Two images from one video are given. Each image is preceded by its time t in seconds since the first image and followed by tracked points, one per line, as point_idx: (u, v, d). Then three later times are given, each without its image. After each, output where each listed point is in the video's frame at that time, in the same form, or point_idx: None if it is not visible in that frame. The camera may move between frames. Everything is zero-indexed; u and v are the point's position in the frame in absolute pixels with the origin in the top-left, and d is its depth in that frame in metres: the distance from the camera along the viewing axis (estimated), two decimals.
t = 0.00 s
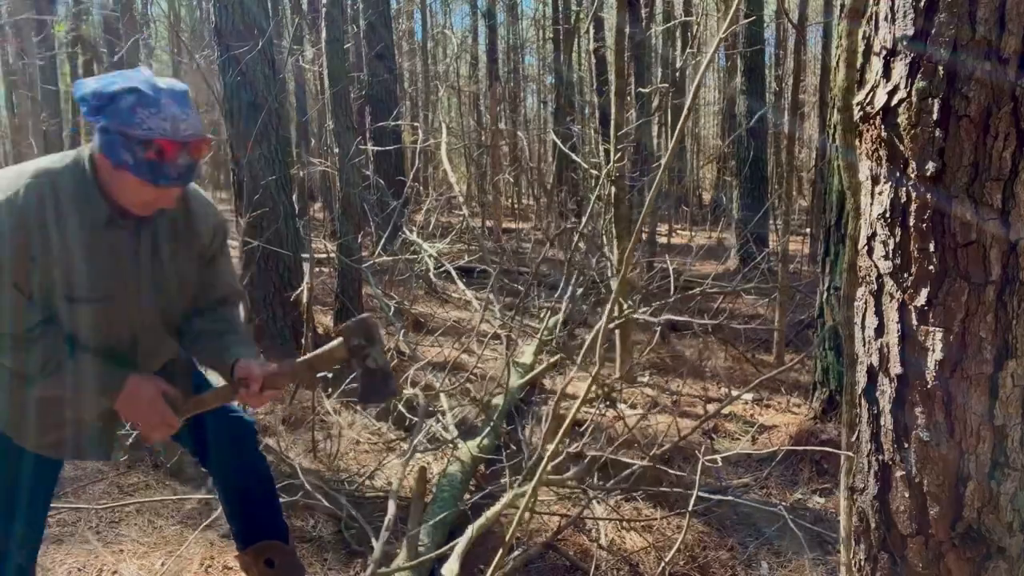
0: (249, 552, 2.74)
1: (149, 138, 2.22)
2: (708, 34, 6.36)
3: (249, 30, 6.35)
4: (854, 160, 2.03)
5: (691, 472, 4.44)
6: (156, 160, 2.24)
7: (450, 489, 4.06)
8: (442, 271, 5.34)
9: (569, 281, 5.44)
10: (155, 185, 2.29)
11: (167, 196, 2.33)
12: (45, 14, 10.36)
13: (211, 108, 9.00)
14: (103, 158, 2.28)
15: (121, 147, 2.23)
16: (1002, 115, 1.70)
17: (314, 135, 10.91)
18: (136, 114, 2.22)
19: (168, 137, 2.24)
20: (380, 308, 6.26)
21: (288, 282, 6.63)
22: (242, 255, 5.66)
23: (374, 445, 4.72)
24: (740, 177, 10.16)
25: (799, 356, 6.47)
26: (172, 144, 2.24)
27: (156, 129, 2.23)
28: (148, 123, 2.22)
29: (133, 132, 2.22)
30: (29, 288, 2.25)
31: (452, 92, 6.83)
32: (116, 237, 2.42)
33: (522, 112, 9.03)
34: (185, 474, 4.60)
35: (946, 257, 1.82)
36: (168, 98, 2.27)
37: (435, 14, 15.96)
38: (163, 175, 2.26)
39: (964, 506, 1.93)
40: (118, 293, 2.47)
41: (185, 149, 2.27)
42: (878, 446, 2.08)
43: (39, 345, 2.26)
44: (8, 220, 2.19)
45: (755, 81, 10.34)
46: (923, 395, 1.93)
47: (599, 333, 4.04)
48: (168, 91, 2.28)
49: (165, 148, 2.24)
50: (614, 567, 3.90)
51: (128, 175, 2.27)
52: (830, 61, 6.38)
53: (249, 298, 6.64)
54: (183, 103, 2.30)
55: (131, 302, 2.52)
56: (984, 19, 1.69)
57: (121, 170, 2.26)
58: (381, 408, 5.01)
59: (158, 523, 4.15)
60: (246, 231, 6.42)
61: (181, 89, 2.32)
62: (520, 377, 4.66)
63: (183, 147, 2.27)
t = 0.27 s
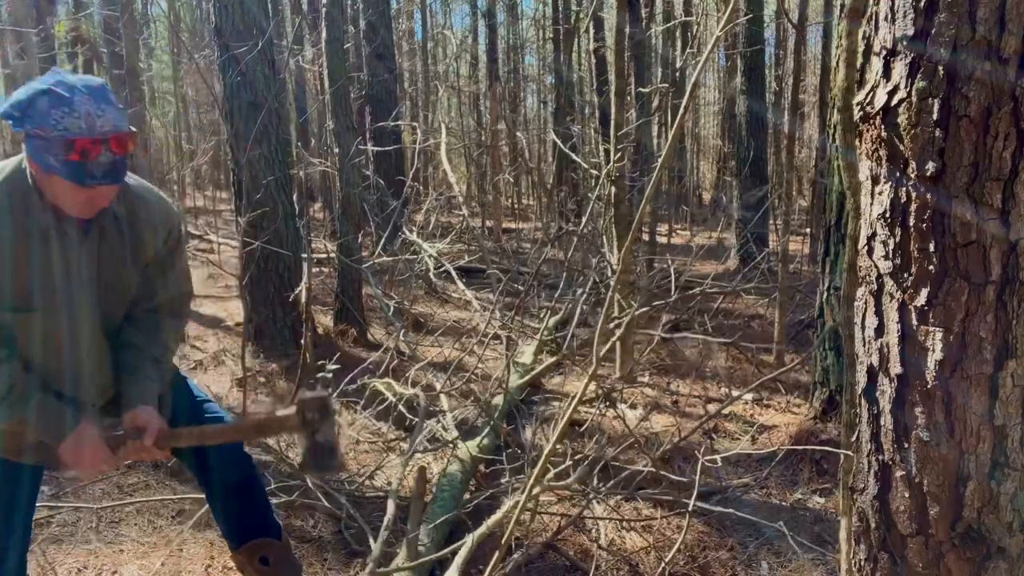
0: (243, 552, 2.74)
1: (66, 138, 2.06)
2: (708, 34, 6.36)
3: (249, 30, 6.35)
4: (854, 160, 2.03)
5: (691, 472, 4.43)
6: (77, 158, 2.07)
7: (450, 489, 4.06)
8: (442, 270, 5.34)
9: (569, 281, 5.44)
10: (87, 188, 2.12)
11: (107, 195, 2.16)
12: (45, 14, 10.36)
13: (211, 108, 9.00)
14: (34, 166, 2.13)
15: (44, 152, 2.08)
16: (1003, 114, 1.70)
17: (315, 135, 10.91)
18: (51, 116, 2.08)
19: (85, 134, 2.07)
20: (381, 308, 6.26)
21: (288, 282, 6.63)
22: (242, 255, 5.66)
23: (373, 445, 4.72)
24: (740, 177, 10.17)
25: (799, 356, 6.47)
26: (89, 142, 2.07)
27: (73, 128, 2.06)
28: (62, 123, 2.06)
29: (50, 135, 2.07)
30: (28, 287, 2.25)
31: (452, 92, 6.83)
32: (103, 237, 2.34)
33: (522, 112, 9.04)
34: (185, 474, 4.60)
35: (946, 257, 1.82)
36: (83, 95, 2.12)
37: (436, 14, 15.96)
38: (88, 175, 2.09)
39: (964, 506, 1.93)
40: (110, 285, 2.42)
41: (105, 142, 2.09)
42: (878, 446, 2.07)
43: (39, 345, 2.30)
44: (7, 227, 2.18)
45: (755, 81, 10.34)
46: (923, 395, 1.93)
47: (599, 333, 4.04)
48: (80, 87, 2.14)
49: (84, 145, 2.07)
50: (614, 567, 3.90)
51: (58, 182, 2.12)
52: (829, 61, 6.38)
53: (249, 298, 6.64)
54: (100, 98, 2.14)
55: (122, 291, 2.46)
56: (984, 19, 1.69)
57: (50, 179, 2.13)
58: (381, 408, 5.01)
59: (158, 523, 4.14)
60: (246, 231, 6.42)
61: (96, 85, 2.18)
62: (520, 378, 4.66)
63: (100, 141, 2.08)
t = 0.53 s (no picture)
0: (243, 547, 2.71)
1: (19, 137, 2.00)
2: (708, 34, 6.36)
3: (249, 30, 6.35)
4: (854, 160, 2.03)
5: (692, 472, 4.43)
6: (34, 157, 2.03)
7: (450, 488, 4.06)
8: (442, 271, 5.34)
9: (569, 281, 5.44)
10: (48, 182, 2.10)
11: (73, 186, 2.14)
12: (46, 14, 10.37)
13: (211, 108, 9.00)
14: None
15: None
16: (1003, 114, 1.70)
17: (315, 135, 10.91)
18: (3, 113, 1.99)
19: (37, 133, 2.01)
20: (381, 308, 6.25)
21: (288, 282, 6.63)
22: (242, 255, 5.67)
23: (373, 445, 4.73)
24: (740, 177, 10.17)
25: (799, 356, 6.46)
26: (42, 141, 2.02)
27: (27, 126, 2.00)
28: (15, 119, 1.99)
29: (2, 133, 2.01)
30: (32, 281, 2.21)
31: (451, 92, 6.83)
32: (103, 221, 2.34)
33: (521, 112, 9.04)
34: (185, 475, 4.60)
35: (946, 257, 1.82)
36: (37, 88, 2.00)
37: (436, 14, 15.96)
38: (46, 172, 2.07)
39: (964, 506, 1.93)
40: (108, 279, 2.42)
41: (59, 140, 2.04)
42: (878, 446, 2.07)
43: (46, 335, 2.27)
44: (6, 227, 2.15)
45: (755, 81, 10.34)
46: (923, 395, 1.93)
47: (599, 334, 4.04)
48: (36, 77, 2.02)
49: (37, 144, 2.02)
50: (614, 567, 3.90)
51: (17, 176, 2.08)
52: (830, 61, 6.38)
53: (249, 298, 6.64)
54: (55, 91, 2.02)
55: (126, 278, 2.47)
56: (984, 19, 1.69)
57: (10, 173, 2.09)
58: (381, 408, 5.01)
59: (158, 523, 4.14)
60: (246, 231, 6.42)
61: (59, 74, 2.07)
62: (520, 378, 4.66)
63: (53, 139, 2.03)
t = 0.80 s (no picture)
0: (246, 543, 2.70)
1: (46, 287, 2.01)
2: (708, 35, 6.36)
3: (249, 30, 6.36)
4: (854, 160, 2.03)
5: (692, 473, 4.44)
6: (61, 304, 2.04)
7: (450, 489, 4.06)
8: (442, 271, 5.34)
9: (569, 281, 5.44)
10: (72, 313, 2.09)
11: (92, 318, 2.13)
12: (46, 14, 10.37)
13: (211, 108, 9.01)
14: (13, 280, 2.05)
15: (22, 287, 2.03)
16: (1003, 115, 1.70)
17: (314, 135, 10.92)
18: (32, 265, 2.00)
19: (66, 287, 2.03)
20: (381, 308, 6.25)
21: (288, 282, 6.63)
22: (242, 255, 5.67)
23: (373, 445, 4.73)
24: (740, 177, 10.17)
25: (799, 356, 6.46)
26: (70, 294, 2.03)
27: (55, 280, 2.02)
28: (46, 273, 2.01)
29: (29, 281, 2.01)
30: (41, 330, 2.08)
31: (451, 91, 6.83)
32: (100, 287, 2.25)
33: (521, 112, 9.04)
34: (185, 475, 4.59)
35: (946, 257, 1.82)
36: (66, 242, 2.04)
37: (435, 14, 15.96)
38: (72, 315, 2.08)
39: (964, 506, 1.93)
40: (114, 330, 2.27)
41: (86, 291, 2.07)
42: (878, 446, 2.07)
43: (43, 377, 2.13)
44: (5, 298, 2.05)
45: (754, 80, 10.35)
46: (923, 395, 1.93)
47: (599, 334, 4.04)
48: (70, 224, 2.07)
49: (64, 297, 2.03)
50: (614, 567, 3.91)
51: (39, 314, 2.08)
52: (829, 61, 6.39)
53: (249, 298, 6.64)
54: (86, 243, 2.08)
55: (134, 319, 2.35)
56: (984, 19, 1.69)
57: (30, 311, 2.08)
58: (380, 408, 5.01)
59: (158, 523, 4.15)
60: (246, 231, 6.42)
61: (94, 221, 2.13)
62: (520, 378, 4.66)
63: (80, 292, 2.05)
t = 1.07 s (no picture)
0: (246, 553, 2.75)
1: (59, 334, 2.09)
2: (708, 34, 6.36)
3: (249, 30, 6.36)
4: (854, 160, 2.03)
5: (692, 472, 4.44)
6: (73, 349, 2.10)
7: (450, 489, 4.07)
8: (442, 270, 5.34)
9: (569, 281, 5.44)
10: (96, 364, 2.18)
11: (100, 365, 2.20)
12: (46, 14, 10.37)
13: (211, 108, 9.01)
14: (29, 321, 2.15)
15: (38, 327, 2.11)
16: (1003, 115, 1.70)
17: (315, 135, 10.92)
18: (46, 310, 2.08)
19: (75, 332, 2.09)
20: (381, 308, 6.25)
21: (289, 282, 6.63)
22: (242, 255, 5.66)
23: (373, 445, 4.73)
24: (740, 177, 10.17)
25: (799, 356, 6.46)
26: (81, 339, 2.09)
27: (68, 326, 2.08)
28: (58, 319, 2.07)
29: (45, 326, 2.09)
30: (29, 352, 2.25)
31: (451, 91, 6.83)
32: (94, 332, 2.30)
33: (521, 111, 9.04)
34: (185, 475, 4.59)
35: (946, 258, 1.82)
36: (79, 287, 2.09)
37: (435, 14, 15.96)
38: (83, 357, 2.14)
39: (964, 506, 1.93)
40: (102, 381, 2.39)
41: (96, 335, 2.11)
42: (878, 446, 2.07)
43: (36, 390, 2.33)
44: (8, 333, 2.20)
45: (755, 80, 10.35)
46: (923, 395, 1.93)
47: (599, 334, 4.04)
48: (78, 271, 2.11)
49: (77, 341, 2.10)
50: (614, 567, 3.91)
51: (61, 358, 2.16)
52: (829, 61, 6.39)
53: (249, 298, 6.64)
54: (96, 287, 2.10)
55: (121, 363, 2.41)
56: (984, 19, 1.69)
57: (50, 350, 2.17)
58: (381, 408, 5.01)
59: (158, 523, 4.15)
60: (246, 231, 6.42)
61: (102, 265, 2.14)
62: (520, 378, 4.66)
63: (90, 335, 2.10)
